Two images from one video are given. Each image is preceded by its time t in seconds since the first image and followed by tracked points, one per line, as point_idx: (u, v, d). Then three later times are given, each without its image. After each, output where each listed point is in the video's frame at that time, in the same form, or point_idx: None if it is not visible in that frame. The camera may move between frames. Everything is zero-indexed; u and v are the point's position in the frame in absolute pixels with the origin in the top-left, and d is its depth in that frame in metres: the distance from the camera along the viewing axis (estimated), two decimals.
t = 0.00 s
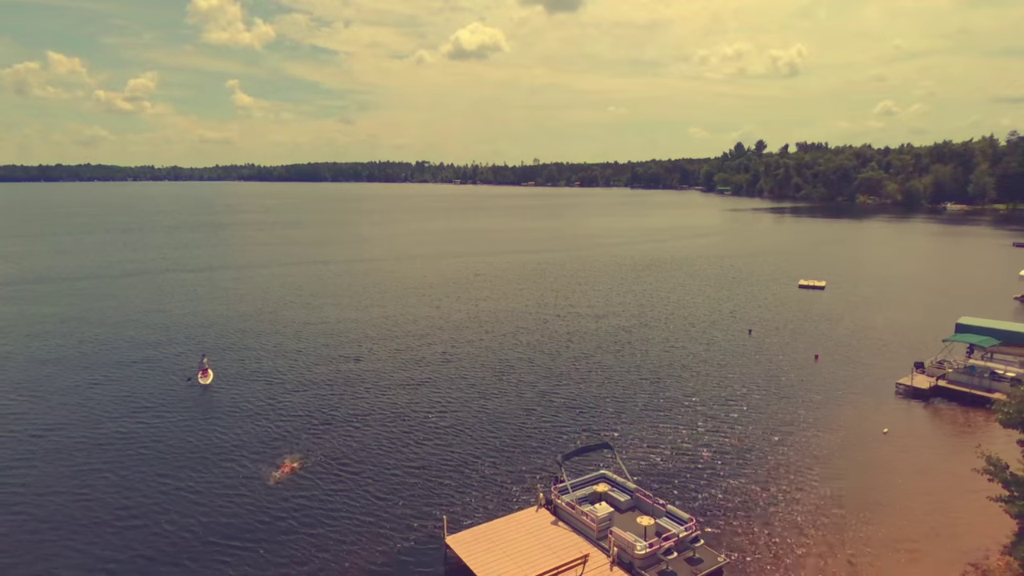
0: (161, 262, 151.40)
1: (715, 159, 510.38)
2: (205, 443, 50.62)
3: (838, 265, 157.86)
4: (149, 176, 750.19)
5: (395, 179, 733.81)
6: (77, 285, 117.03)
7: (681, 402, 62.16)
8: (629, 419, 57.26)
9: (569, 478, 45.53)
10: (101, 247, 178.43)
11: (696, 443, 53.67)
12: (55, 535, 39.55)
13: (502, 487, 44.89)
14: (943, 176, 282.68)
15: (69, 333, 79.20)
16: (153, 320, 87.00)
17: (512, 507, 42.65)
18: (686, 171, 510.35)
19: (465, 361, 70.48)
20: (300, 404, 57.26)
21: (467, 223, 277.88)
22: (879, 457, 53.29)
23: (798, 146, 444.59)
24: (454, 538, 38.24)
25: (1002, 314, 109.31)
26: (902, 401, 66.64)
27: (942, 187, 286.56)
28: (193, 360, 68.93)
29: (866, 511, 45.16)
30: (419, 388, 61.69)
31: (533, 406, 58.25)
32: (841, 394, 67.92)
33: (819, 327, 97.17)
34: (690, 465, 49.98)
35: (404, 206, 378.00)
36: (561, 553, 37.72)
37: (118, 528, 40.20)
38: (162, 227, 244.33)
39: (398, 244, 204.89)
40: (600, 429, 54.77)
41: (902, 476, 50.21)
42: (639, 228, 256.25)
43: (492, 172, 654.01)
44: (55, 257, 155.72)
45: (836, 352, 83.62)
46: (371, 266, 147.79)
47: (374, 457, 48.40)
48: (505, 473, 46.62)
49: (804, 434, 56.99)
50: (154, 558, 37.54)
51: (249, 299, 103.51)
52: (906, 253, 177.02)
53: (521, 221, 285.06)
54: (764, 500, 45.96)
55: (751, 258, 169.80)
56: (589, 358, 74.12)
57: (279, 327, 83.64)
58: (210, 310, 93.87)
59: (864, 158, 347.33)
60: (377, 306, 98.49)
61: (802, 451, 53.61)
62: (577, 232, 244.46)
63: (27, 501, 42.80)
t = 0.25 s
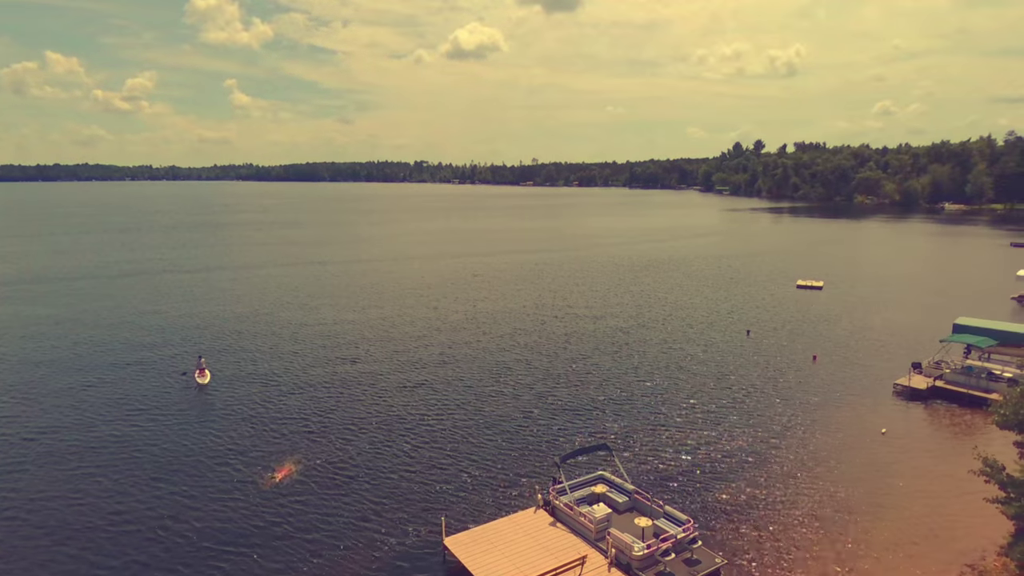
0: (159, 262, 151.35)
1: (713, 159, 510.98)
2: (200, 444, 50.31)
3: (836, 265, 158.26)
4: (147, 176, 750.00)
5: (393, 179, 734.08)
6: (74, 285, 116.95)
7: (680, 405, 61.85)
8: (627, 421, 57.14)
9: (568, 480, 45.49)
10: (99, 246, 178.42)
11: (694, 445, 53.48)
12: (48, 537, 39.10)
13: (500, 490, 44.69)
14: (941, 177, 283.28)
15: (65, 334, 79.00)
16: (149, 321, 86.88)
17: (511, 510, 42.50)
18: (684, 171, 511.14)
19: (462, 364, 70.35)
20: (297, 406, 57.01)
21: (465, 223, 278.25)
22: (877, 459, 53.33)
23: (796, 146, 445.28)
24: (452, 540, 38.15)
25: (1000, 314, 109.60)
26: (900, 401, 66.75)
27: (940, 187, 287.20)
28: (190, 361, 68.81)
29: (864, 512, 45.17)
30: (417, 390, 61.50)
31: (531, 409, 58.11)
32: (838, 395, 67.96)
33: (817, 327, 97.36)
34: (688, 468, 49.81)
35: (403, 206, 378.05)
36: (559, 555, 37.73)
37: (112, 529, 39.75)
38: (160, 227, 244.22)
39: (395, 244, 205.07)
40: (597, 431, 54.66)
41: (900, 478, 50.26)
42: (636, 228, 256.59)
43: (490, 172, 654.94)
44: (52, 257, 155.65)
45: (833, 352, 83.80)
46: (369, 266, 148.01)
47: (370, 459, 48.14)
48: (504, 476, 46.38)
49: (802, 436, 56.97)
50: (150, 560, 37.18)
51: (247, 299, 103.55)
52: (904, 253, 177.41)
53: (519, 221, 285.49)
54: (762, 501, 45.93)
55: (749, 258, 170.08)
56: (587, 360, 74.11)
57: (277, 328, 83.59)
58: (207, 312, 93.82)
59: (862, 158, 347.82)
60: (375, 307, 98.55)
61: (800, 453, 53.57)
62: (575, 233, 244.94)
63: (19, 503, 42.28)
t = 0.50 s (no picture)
0: (159, 262, 151.58)
1: (712, 159, 511.53)
2: (197, 446, 50.23)
3: (833, 265, 158.61)
4: (145, 176, 749.62)
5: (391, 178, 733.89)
6: (73, 285, 117.04)
7: (678, 406, 61.88)
8: (625, 422, 57.16)
9: (566, 481, 45.56)
10: (98, 247, 178.47)
11: (692, 446, 53.51)
12: (45, 541, 39.09)
13: (497, 491, 44.63)
14: (939, 176, 283.72)
15: (63, 336, 79.10)
16: (148, 322, 86.94)
17: (509, 511, 42.47)
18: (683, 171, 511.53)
19: (461, 364, 70.26)
20: (294, 408, 56.97)
21: (464, 223, 278.42)
22: (875, 459, 53.43)
23: (795, 146, 445.77)
24: (450, 542, 38.18)
25: (998, 314, 109.82)
26: (898, 402, 66.90)
27: (938, 187, 287.75)
28: (189, 363, 68.95)
29: (862, 513, 45.26)
30: (414, 391, 61.43)
31: (529, 410, 58.06)
32: (836, 395, 68.06)
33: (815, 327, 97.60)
34: (685, 469, 49.85)
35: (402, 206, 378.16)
36: (557, 556, 37.84)
37: (110, 534, 39.71)
38: (160, 226, 244.55)
39: (394, 244, 205.25)
40: (596, 432, 54.65)
41: (898, 478, 50.37)
42: (634, 228, 257.06)
43: (489, 171, 655.16)
44: (51, 258, 155.80)
45: (831, 353, 84.01)
46: (368, 266, 148.17)
47: (367, 460, 48.06)
48: (502, 477, 46.32)
49: (800, 437, 57.02)
50: (147, 564, 37.14)
51: (245, 300, 103.65)
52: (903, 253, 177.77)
53: (518, 221, 285.72)
54: (760, 502, 45.98)
55: (747, 258, 170.39)
56: (585, 360, 74.12)
57: (275, 329, 83.68)
58: (206, 312, 93.91)
59: (860, 158, 348.36)
60: (374, 308, 98.71)
61: (798, 454, 53.65)
62: (574, 232, 245.43)
63: (17, 508, 42.24)
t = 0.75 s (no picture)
0: (156, 262, 151.23)
1: (710, 158, 511.90)
2: (191, 447, 49.97)
3: (831, 265, 158.80)
4: (143, 175, 748.39)
5: (389, 178, 733.25)
6: (69, 285, 116.68)
7: (675, 406, 61.78)
8: (622, 423, 57.09)
9: (563, 481, 45.56)
10: (94, 246, 178.01)
11: (689, 447, 53.42)
12: (38, 543, 38.83)
13: (493, 492, 44.48)
14: (937, 176, 284.21)
15: (59, 335, 78.86)
16: (144, 322, 86.71)
17: (506, 512, 42.35)
18: (681, 171, 511.73)
19: (458, 365, 70.11)
20: (290, 409, 56.84)
21: (462, 223, 278.16)
22: (872, 459, 53.47)
23: (793, 146, 446.31)
24: (448, 542, 38.23)
25: (994, 315, 110.01)
26: (895, 401, 66.95)
27: (936, 187, 288.13)
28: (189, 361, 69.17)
29: (859, 513, 45.30)
30: (411, 392, 61.24)
31: (526, 411, 57.92)
32: (834, 395, 68.09)
33: (812, 327, 97.73)
34: (682, 469, 49.79)
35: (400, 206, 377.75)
36: (555, 555, 37.86)
37: (103, 534, 39.48)
38: (157, 226, 243.88)
39: (392, 244, 204.98)
40: (593, 433, 54.55)
41: (896, 478, 50.36)
42: (633, 228, 257.21)
43: (487, 171, 655.08)
44: (47, 257, 155.27)
45: (829, 353, 84.09)
46: (366, 266, 148.02)
47: (363, 461, 47.94)
48: (499, 479, 46.15)
49: (798, 437, 56.97)
50: (141, 565, 36.94)
51: (242, 300, 103.45)
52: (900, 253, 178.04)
53: (516, 221, 285.64)
54: (758, 502, 45.97)
55: (745, 258, 170.51)
56: (583, 361, 74.05)
57: (272, 329, 83.54)
58: (202, 312, 93.72)
59: (858, 158, 348.77)
60: (371, 308, 98.63)
61: (795, 454, 53.59)
62: (572, 232, 245.55)
63: (10, 508, 41.98)
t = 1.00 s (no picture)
0: (151, 262, 151.03)
1: (707, 158, 512.64)
2: (184, 449, 49.88)
3: (827, 266, 159.14)
4: (139, 174, 746.33)
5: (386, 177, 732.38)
6: (64, 285, 116.46)
7: (669, 407, 61.95)
8: (616, 423, 57.23)
9: (557, 481, 45.67)
10: (89, 246, 177.49)
11: (682, 448, 53.57)
12: (30, 545, 38.81)
13: (485, 494, 44.56)
14: (933, 176, 285.16)
15: (53, 335, 78.74)
16: (139, 322, 86.60)
17: (499, 513, 42.44)
18: (679, 171, 512.21)
19: (453, 366, 70.23)
20: (283, 410, 56.85)
21: (459, 223, 277.93)
22: (866, 459, 53.68)
23: (790, 146, 447.24)
24: (441, 543, 38.40)
25: (988, 315, 110.54)
26: (888, 401, 67.25)
27: (932, 187, 288.78)
28: (182, 361, 69.17)
29: (852, 514, 45.42)
30: (406, 394, 61.33)
31: (521, 412, 58.04)
32: (828, 395, 68.31)
33: (806, 328, 98.08)
34: (675, 470, 49.96)
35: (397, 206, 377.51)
36: (547, 556, 37.97)
37: (95, 537, 39.49)
38: (153, 226, 243.34)
39: (388, 244, 204.74)
40: (587, 434, 54.68)
41: (888, 479, 50.60)
42: (629, 228, 257.40)
43: (484, 171, 654.74)
44: (42, 257, 154.80)
45: (823, 353, 84.38)
46: (362, 266, 147.91)
47: (356, 463, 47.99)
48: (492, 480, 46.24)
49: (791, 438, 57.12)
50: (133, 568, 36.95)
51: (238, 300, 103.32)
52: (896, 253, 178.67)
53: (513, 221, 285.63)
54: (750, 503, 46.08)
55: (741, 258, 170.77)
56: (578, 362, 74.23)
57: (267, 329, 83.54)
58: (198, 312, 93.63)
59: (854, 158, 349.56)
60: (367, 308, 98.68)
61: (788, 455, 53.80)
62: (569, 232, 245.72)
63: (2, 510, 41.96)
